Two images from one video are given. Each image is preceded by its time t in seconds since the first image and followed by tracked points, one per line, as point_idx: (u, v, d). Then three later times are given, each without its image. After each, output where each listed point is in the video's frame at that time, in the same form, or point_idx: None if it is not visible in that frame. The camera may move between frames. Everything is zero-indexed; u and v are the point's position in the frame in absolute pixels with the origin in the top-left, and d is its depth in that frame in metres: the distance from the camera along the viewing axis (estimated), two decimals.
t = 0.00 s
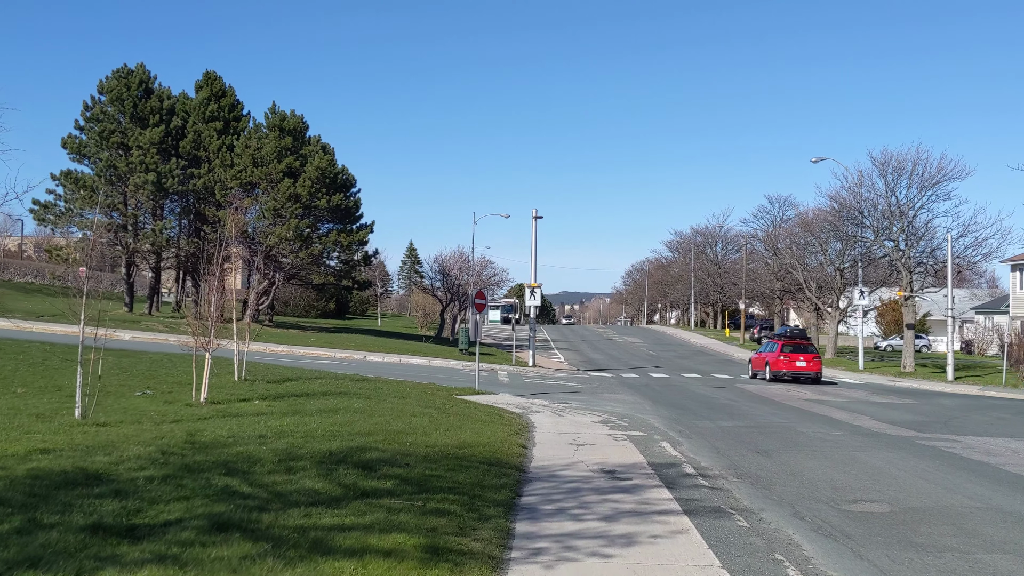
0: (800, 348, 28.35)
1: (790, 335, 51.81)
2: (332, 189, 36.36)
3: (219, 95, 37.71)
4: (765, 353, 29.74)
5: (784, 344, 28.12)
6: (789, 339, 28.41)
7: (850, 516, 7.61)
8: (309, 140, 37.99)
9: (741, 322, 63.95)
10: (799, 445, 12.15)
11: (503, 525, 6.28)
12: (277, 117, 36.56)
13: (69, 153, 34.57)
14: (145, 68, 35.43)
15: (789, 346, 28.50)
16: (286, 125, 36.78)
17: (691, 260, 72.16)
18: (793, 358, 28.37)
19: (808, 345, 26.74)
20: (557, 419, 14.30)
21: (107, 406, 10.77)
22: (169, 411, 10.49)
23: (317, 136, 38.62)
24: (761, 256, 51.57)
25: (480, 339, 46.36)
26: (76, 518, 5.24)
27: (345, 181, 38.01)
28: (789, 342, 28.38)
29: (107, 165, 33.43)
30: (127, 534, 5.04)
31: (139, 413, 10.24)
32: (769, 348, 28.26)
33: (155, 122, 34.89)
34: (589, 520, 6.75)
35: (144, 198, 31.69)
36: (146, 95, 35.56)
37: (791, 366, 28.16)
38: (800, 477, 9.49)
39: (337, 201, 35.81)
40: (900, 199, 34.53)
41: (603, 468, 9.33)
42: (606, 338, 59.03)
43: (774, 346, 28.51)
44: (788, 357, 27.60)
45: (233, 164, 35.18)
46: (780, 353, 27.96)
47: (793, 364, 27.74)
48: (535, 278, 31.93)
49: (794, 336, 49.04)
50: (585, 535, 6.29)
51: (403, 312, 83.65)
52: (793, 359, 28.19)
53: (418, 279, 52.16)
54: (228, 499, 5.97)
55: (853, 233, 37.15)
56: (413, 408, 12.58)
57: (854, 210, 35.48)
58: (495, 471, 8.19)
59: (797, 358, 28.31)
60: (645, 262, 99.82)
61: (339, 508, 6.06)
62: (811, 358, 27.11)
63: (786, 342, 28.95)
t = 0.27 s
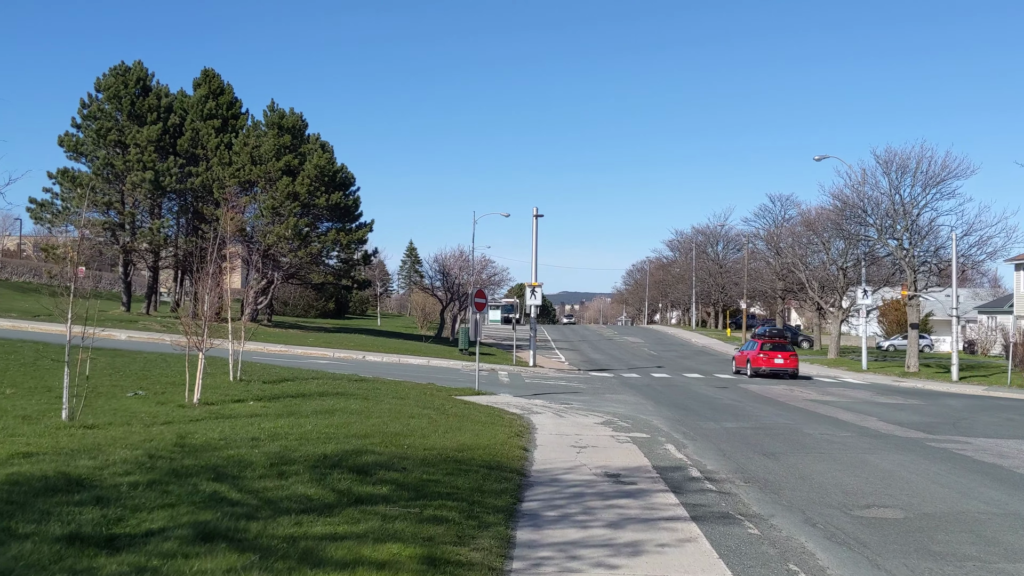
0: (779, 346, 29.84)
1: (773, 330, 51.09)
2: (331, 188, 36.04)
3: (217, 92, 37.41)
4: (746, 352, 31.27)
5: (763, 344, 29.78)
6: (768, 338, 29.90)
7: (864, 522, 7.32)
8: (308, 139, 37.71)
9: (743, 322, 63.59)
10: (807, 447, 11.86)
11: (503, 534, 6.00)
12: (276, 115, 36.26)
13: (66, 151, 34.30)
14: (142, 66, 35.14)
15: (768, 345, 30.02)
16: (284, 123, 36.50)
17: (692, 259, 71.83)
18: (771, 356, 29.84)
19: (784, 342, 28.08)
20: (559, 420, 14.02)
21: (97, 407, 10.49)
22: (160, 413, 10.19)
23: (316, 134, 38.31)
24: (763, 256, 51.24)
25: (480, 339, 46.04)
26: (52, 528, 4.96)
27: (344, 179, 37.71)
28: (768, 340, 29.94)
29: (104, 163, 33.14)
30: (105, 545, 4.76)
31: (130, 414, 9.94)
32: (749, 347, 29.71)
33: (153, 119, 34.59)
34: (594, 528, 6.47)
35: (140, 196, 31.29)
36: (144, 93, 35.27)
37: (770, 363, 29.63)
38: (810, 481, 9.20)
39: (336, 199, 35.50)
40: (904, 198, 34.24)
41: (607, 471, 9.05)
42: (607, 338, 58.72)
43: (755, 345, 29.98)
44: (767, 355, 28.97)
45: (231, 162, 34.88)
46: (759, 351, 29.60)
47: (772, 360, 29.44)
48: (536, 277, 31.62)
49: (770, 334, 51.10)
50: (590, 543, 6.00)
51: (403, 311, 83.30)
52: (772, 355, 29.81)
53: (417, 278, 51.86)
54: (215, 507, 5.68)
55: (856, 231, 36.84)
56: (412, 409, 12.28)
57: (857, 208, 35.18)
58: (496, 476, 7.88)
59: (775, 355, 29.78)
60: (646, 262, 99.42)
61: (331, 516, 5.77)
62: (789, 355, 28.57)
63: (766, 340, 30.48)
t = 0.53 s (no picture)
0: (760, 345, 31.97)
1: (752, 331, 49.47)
2: (329, 188, 35.77)
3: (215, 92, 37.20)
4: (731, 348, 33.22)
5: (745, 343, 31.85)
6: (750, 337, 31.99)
7: (874, 531, 7.05)
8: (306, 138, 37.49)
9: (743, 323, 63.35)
10: (811, 451, 11.60)
11: (498, 544, 5.74)
12: (274, 114, 36.03)
13: (62, 151, 34.10)
14: (139, 65, 34.93)
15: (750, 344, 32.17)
16: (282, 122, 36.29)
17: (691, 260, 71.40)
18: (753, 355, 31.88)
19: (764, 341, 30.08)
20: (558, 423, 13.76)
21: (83, 410, 10.25)
22: (148, 416, 9.93)
23: (315, 134, 38.06)
24: (764, 256, 51.00)
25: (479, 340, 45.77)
26: (21, 540, 4.71)
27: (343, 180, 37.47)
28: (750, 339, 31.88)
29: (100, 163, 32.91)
30: (76, 559, 4.50)
31: (117, 418, 9.69)
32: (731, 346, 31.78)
33: (149, 119, 34.37)
34: (593, 537, 6.21)
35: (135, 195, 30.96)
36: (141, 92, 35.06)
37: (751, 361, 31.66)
38: (815, 487, 8.93)
39: (335, 199, 35.23)
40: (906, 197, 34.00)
41: (607, 476, 8.80)
42: (607, 338, 58.49)
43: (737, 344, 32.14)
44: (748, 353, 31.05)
45: (228, 162, 34.63)
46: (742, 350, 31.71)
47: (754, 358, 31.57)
48: (535, 277, 31.37)
49: (750, 335, 53.12)
50: (588, 554, 5.74)
51: (403, 312, 83.08)
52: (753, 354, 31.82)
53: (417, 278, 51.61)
54: (195, 518, 5.43)
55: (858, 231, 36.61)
56: (407, 412, 12.02)
57: (859, 208, 34.92)
58: (491, 483, 7.60)
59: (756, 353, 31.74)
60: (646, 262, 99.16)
61: (317, 526, 5.50)
62: (769, 354, 30.67)
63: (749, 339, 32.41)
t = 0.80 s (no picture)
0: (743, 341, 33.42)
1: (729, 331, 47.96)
2: (327, 185, 35.49)
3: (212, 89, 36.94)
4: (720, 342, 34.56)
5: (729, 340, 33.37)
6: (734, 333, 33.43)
7: (883, 536, 6.78)
8: (304, 136, 37.24)
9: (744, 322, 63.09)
10: (815, 451, 11.32)
11: (491, 550, 5.47)
12: (271, 111, 35.77)
13: (57, 148, 33.82)
14: (135, 62, 34.63)
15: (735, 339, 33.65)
16: (279, 119, 36.04)
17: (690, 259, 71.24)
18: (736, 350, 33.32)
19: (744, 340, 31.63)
20: (556, 422, 13.49)
21: (67, 409, 9.96)
22: (134, 416, 9.63)
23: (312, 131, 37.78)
24: (764, 254, 50.76)
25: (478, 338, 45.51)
26: None
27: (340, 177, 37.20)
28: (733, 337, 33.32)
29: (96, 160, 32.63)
30: (41, 567, 4.24)
31: (101, 417, 9.41)
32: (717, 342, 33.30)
33: (145, 116, 34.09)
34: (590, 543, 5.94)
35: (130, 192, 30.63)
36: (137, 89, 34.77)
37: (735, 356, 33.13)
38: (821, 489, 8.65)
39: (332, 197, 34.93)
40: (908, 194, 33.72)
41: (606, 478, 8.54)
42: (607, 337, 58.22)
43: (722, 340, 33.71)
44: (732, 350, 32.65)
45: (225, 159, 34.37)
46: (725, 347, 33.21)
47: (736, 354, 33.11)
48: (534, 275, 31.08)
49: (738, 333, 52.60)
50: (586, 561, 5.48)
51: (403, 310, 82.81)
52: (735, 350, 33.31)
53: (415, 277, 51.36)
54: (172, 523, 5.15)
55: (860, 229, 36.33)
56: (402, 411, 11.74)
57: (861, 205, 34.64)
58: (486, 486, 7.31)
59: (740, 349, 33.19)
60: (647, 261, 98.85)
61: (300, 532, 5.22)
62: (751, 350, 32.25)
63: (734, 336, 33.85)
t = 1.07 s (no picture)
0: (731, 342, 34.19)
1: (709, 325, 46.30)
2: (326, 186, 35.25)
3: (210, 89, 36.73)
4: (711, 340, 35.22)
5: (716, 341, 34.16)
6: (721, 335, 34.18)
7: (898, 550, 6.54)
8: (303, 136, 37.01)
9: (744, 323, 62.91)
10: (822, 457, 11.07)
11: (491, 568, 5.22)
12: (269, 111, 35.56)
13: (54, 149, 33.56)
14: (132, 62, 34.39)
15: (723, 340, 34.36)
16: (278, 120, 35.83)
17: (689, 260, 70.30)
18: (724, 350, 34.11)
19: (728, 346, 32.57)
20: (556, 427, 13.25)
21: (56, 416, 9.70)
22: (124, 423, 9.37)
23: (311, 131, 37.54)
24: (766, 255, 50.54)
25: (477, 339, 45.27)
26: None
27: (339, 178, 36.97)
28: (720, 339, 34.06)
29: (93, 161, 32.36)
30: None
31: (90, 425, 9.15)
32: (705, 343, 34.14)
33: (142, 116, 33.83)
34: (594, 559, 5.69)
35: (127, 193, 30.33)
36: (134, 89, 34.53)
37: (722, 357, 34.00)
38: (832, 499, 8.40)
39: (331, 198, 34.68)
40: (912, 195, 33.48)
41: (609, 487, 8.29)
42: (607, 339, 57.99)
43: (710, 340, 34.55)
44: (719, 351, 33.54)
45: (223, 159, 34.12)
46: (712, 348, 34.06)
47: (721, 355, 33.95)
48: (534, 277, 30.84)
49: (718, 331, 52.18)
50: None
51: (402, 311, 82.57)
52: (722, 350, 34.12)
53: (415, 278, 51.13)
54: (155, 542, 4.89)
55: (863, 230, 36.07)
56: (399, 417, 11.48)
57: (863, 206, 34.39)
58: (486, 498, 7.05)
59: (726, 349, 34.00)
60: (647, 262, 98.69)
61: (290, 549, 4.97)
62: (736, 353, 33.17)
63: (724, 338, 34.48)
